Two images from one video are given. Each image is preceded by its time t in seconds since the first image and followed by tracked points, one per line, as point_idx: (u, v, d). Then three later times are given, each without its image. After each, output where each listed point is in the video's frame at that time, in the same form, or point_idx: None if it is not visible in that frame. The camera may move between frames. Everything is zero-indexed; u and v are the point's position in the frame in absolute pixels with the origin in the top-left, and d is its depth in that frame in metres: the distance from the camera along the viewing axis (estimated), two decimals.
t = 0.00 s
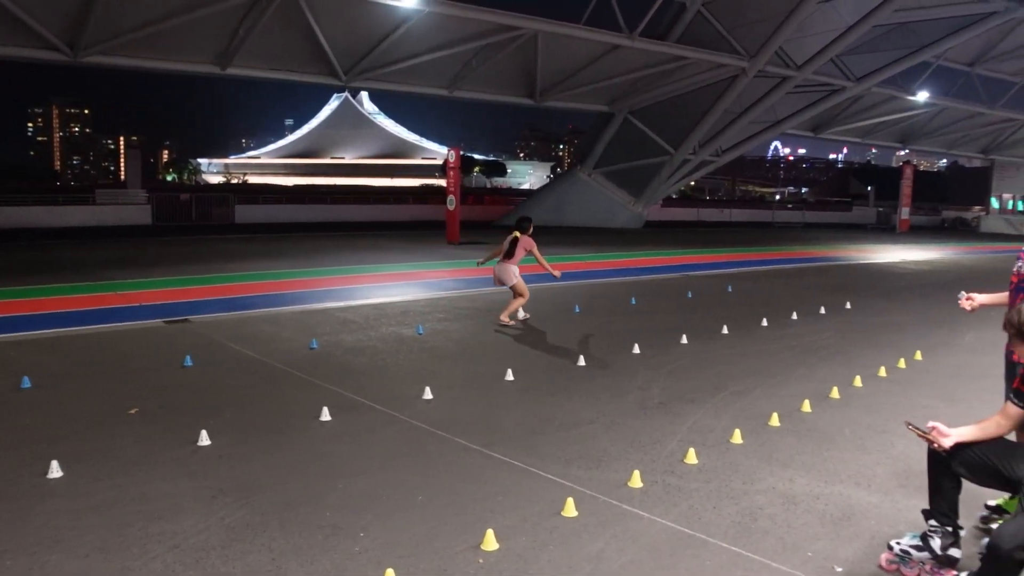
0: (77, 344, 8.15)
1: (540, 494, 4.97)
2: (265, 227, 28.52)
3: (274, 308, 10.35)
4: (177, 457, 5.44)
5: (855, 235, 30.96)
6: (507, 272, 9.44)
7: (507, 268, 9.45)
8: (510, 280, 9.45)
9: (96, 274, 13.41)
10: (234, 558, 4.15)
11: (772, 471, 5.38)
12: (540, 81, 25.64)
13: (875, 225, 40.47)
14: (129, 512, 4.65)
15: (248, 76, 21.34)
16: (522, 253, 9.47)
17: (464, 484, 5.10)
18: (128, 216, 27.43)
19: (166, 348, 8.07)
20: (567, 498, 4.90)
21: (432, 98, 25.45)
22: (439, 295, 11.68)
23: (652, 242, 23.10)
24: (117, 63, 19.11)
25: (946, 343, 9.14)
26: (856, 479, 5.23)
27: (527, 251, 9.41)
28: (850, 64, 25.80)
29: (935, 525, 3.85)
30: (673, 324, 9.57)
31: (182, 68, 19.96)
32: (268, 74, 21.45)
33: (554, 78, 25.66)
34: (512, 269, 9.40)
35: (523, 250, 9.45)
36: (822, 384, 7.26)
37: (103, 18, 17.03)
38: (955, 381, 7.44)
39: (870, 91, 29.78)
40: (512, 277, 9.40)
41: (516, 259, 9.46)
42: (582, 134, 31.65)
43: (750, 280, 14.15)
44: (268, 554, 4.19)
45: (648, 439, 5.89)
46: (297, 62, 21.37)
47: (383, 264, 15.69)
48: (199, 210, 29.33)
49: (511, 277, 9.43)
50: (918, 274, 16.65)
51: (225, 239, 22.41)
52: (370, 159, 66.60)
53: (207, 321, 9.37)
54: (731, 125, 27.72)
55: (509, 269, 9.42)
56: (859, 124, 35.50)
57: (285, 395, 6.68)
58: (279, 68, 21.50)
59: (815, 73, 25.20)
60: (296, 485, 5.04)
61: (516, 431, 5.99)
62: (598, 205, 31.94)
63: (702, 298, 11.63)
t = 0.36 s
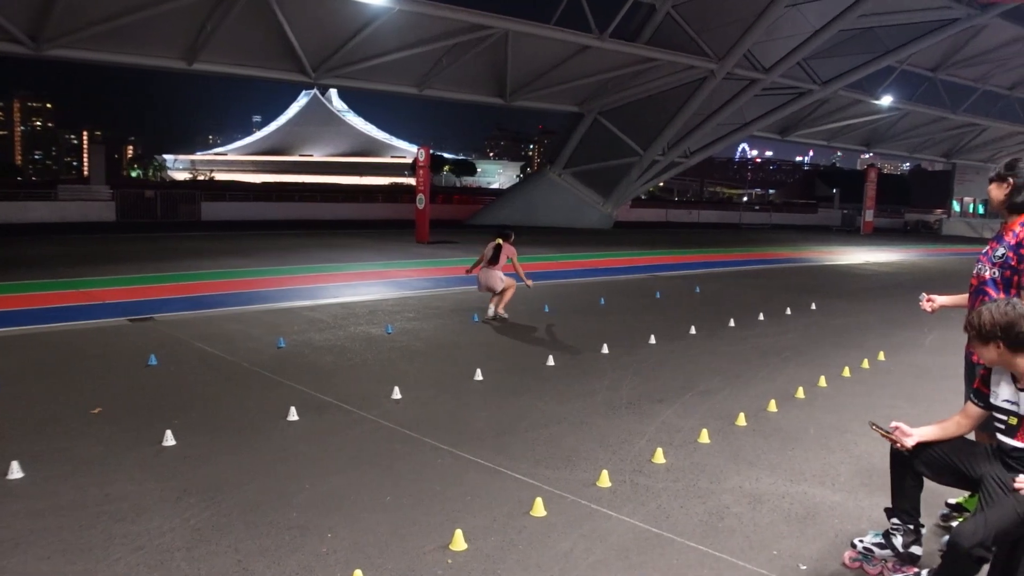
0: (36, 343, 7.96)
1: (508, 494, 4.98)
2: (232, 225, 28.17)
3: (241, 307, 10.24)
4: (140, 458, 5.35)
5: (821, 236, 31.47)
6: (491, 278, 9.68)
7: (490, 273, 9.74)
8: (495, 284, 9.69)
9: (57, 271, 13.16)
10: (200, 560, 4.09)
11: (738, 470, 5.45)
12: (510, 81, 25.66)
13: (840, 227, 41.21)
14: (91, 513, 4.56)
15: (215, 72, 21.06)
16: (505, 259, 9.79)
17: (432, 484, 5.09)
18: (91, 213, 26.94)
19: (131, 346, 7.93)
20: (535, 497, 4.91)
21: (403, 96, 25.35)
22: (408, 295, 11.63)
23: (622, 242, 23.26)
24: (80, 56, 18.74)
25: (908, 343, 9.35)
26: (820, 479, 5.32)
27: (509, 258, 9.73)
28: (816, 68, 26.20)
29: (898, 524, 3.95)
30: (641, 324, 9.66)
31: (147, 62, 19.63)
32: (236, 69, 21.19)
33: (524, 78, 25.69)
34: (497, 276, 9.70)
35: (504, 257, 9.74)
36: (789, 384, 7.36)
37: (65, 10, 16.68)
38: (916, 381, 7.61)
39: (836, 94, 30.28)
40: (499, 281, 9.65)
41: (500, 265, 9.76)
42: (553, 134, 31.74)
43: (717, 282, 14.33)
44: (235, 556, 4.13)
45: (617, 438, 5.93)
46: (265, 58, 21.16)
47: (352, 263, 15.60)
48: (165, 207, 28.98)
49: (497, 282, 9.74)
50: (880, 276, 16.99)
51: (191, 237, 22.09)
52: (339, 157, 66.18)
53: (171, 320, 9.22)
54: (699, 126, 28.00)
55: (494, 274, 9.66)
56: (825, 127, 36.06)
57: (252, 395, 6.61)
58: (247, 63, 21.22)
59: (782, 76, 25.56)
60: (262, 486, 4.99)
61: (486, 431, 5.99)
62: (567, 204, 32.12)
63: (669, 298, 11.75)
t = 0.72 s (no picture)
0: (11, 342, 7.81)
1: (491, 493, 4.98)
2: (212, 223, 27.94)
3: (221, 305, 10.14)
4: (119, 458, 5.28)
5: (800, 237, 31.78)
6: (492, 281, 9.99)
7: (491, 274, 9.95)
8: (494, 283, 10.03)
9: (33, 269, 12.96)
10: (180, 560, 4.05)
11: (721, 469, 5.48)
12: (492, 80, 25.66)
13: (818, 228, 41.62)
14: (68, 513, 4.49)
15: (196, 69, 20.87)
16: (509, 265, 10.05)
17: (415, 484, 5.08)
18: (67, 210, 26.56)
19: (108, 345, 7.82)
20: (518, 497, 4.92)
21: (385, 95, 25.26)
22: (390, 294, 11.59)
23: (604, 242, 23.33)
24: (57, 52, 18.47)
25: (886, 343, 9.46)
26: (801, 477, 5.38)
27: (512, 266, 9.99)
28: (796, 71, 26.49)
29: (877, 522, 4.01)
30: (623, 323, 9.70)
31: (126, 58, 19.39)
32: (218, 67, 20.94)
33: (507, 78, 25.69)
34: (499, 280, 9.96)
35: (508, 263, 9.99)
36: (769, 384, 7.43)
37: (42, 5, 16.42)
38: (893, 380, 7.71)
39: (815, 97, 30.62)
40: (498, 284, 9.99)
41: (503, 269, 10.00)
42: (535, 134, 31.78)
43: (698, 282, 14.41)
44: (216, 556, 4.10)
45: (600, 438, 5.95)
46: (246, 55, 20.99)
47: (333, 262, 15.49)
48: (144, 204, 28.72)
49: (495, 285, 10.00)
50: (858, 277, 17.18)
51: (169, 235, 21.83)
52: (320, 156, 65.78)
53: (149, 318, 9.10)
54: (681, 127, 28.19)
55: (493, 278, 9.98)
56: (805, 129, 36.41)
57: (232, 395, 6.55)
58: (228, 61, 21.02)
59: (762, 78, 25.81)
60: (243, 486, 4.94)
61: (468, 431, 5.99)
62: (549, 205, 32.17)
63: (651, 298, 11.80)
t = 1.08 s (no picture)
0: (23, 342, 7.84)
1: (503, 493, 4.97)
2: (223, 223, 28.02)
3: (233, 305, 10.18)
4: (131, 457, 5.30)
5: (812, 236, 31.59)
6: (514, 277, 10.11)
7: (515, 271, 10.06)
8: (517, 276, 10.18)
9: (46, 268, 13.04)
10: (193, 561, 4.05)
11: (734, 469, 5.45)
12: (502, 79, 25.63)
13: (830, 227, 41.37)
14: (81, 513, 4.51)
15: (207, 69, 20.95)
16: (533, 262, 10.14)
17: (427, 484, 5.07)
18: (80, 210, 26.71)
19: (122, 345, 7.86)
20: (530, 497, 4.90)
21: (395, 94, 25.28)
22: (401, 293, 11.59)
23: (614, 241, 23.26)
24: (68, 53, 18.56)
25: (902, 342, 9.37)
26: (816, 477, 5.33)
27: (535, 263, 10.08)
28: (808, 68, 26.33)
29: (893, 523, 3.96)
30: (635, 323, 9.65)
31: (138, 58, 19.49)
32: (228, 66, 21.04)
33: (516, 76, 25.66)
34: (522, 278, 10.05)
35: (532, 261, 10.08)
36: (782, 383, 7.37)
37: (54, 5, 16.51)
38: (909, 380, 7.64)
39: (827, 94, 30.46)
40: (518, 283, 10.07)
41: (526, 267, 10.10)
42: (545, 133, 31.75)
43: (711, 281, 14.32)
44: (228, 556, 4.09)
45: (612, 437, 5.93)
46: (257, 55, 21.04)
47: (345, 262, 15.51)
48: (156, 203, 28.87)
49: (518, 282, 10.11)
50: (872, 275, 17.03)
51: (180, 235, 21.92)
52: (331, 155, 65.91)
53: (161, 318, 9.13)
54: (691, 125, 28.09)
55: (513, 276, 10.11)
56: (817, 127, 36.22)
57: (243, 395, 6.55)
58: (239, 61, 21.08)
59: (774, 76, 25.68)
60: (255, 486, 4.94)
61: (480, 431, 5.97)
62: (559, 204, 32.16)
63: (663, 297, 11.74)
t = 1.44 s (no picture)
0: (29, 343, 7.87)
1: (507, 495, 4.96)
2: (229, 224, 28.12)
3: (238, 306, 10.19)
4: (135, 459, 5.30)
5: (817, 236, 31.51)
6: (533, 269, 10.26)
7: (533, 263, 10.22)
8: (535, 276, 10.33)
9: (52, 270, 13.08)
10: (197, 563, 4.05)
11: (740, 470, 5.43)
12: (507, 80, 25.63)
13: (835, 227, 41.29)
14: (86, 515, 4.52)
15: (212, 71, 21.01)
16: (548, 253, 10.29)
17: (431, 486, 5.06)
18: (86, 211, 26.83)
19: (127, 347, 7.88)
20: (535, 499, 4.89)
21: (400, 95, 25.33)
22: (406, 294, 11.59)
23: (619, 242, 23.25)
24: (74, 55, 18.64)
25: (909, 343, 9.34)
26: (822, 479, 5.31)
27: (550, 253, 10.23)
28: (814, 68, 26.27)
29: (900, 525, 3.93)
30: (640, 324, 9.65)
31: (143, 60, 19.56)
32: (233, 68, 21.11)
33: (521, 77, 25.66)
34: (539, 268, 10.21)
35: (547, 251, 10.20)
36: (788, 384, 7.35)
37: (60, 7, 16.57)
38: (916, 381, 7.61)
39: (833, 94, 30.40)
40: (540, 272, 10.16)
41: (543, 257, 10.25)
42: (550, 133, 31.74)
43: (716, 281, 14.31)
44: (232, 559, 4.09)
45: (617, 439, 5.92)
46: (263, 56, 21.10)
47: (350, 262, 15.54)
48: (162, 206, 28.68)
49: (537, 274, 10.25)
50: (878, 276, 16.98)
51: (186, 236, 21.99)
52: (336, 156, 66.04)
53: (167, 320, 9.15)
54: (697, 126, 28.05)
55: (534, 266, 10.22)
56: (823, 127, 36.14)
57: (248, 396, 6.56)
58: (244, 62, 21.14)
59: (780, 76, 25.64)
60: (259, 488, 4.94)
61: (484, 432, 5.96)
62: (564, 204, 32.12)
63: (668, 298, 11.72)
